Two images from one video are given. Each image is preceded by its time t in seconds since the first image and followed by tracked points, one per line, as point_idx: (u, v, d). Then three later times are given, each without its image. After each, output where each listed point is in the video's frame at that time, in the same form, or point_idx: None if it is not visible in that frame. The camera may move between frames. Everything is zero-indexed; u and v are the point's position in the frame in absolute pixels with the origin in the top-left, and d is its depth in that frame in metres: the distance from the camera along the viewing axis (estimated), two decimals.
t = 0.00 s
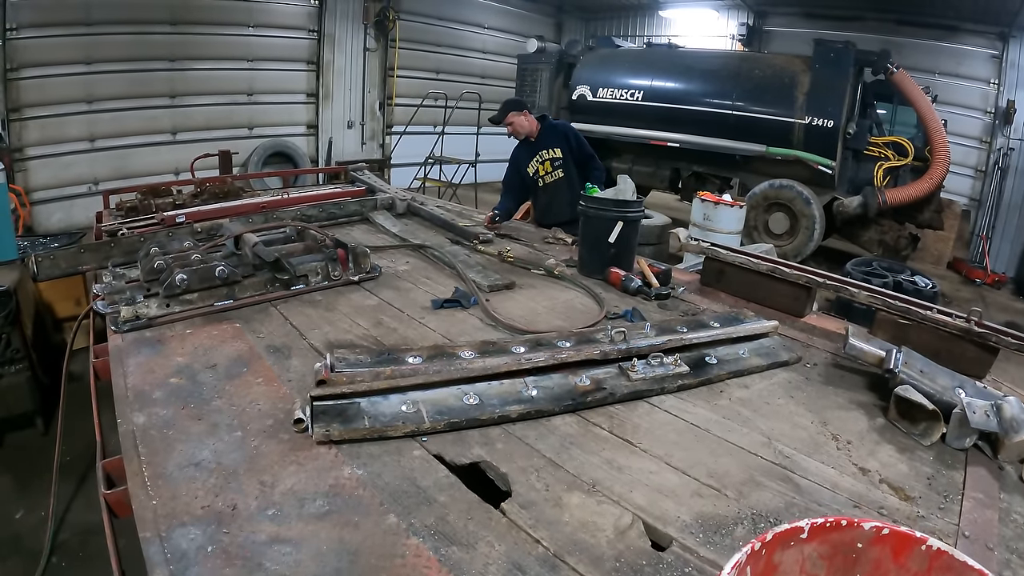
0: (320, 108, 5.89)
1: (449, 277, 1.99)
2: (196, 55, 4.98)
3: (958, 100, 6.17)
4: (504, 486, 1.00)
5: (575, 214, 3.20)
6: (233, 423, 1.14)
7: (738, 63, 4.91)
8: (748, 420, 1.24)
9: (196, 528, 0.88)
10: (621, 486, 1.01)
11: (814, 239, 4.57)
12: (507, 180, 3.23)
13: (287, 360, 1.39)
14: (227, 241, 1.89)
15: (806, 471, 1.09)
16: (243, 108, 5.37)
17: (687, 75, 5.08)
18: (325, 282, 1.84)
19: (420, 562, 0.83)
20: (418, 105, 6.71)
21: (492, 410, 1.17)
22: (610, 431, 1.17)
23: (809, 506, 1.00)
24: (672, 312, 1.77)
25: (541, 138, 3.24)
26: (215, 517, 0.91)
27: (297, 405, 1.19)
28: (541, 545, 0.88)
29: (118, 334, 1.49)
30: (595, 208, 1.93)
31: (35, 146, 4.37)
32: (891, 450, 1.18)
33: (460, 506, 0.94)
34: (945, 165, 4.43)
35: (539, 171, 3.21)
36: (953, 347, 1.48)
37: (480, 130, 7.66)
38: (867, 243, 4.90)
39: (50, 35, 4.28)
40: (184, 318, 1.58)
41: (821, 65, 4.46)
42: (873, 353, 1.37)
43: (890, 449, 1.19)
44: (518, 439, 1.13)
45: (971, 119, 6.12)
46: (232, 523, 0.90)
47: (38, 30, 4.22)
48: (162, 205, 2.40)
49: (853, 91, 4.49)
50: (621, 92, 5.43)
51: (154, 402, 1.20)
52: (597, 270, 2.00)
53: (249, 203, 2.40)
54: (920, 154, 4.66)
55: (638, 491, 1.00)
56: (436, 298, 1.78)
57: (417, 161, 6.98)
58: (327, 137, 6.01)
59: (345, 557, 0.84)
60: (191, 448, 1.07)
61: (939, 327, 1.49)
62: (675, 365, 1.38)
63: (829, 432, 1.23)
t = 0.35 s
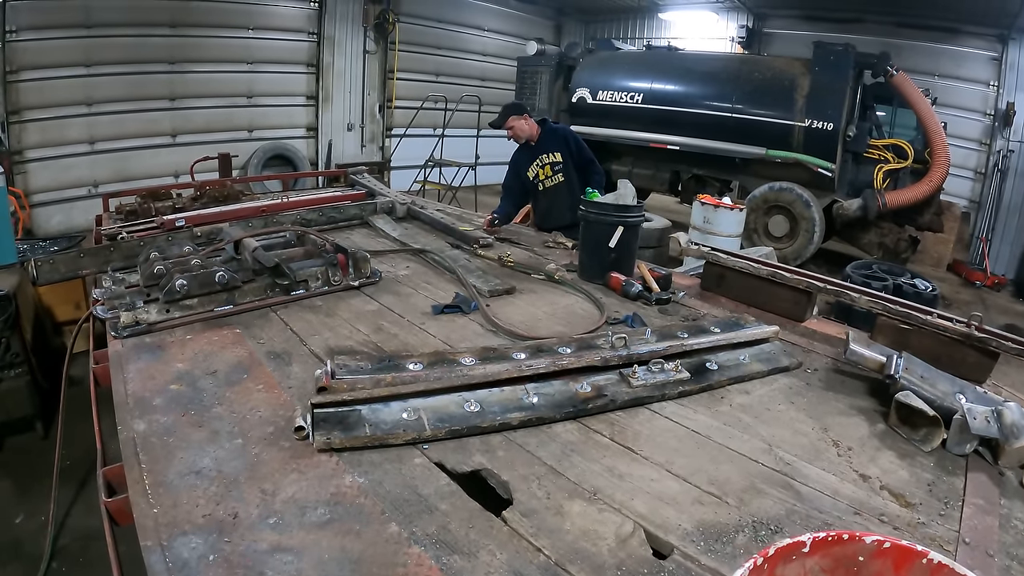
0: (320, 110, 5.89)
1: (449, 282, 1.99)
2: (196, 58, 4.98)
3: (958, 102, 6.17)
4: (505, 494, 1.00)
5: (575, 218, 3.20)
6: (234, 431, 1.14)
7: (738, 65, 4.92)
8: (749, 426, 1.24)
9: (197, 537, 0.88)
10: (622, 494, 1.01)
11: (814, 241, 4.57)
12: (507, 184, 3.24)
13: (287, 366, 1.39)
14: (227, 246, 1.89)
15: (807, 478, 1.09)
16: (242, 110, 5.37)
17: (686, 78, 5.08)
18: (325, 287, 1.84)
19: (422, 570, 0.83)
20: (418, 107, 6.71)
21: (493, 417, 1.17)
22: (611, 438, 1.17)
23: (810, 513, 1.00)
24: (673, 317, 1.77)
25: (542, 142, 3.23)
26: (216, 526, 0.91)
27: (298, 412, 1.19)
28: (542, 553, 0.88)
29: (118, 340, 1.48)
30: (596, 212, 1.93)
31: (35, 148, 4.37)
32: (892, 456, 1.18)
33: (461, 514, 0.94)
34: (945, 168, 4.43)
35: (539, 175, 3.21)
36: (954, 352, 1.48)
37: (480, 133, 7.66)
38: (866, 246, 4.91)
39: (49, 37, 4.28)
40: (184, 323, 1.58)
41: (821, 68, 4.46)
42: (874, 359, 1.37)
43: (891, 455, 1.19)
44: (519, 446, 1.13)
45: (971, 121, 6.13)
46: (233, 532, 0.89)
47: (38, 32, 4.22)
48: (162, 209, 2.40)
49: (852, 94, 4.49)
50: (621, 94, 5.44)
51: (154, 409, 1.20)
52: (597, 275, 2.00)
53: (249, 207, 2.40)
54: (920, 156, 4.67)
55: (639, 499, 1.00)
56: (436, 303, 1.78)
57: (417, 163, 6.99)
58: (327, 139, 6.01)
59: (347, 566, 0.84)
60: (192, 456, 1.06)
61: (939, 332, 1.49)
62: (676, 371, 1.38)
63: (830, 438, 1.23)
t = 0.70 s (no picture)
0: (319, 112, 5.90)
1: (448, 284, 2.00)
2: (195, 60, 4.99)
3: (956, 103, 6.19)
4: (503, 493, 1.01)
5: (574, 220, 3.22)
6: (234, 431, 1.14)
7: (736, 67, 4.93)
8: (746, 426, 1.25)
9: (199, 537, 0.89)
10: (620, 494, 1.02)
11: (812, 242, 4.58)
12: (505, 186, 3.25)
13: (287, 368, 1.40)
14: (226, 248, 1.90)
15: (803, 478, 1.10)
16: (241, 112, 5.38)
17: (685, 80, 5.10)
18: (324, 289, 1.84)
19: (421, 569, 0.84)
20: (416, 110, 6.72)
21: (491, 417, 1.18)
22: (609, 438, 1.18)
23: (807, 513, 1.01)
24: (670, 319, 1.78)
25: (540, 144, 3.24)
26: (217, 525, 0.91)
27: (298, 413, 1.20)
28: (541, 552, 0.88)
29: (119, 341, 1.49)
30: (594, 214, 1.94)
31: (34, 150, 4.38)
32: (888, 456, 1.19)
33: (460, 514, 0.95)
34: (942, 169, 4.45)
35: (538, 176, 3.22)
36: (951, 353, 1.49)
37: (479, 135, 7.68)
38: (864, 247, 4.93)
39: (48, 39, 4.29)
40: (184, 325, 1.58)
41: (819, 69, 4.48)
42: (871, 360, 1.38)
43: (887, 455, 1.20)
44: (517, 446, 1.13)
45: (969, 123, 6.15)
46: (234, 531, 0.90)
47: (37, 34, 4.23)
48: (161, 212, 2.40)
49: (850, 95, 4.51)
50: (619, 96, 5.45)
51: (154, 410, 1.20)
52: (595, 276, 2.01)
53: (248, 209, 2.40)
54: (917, 157, 4.68)
55: (637, 499, 1.01)
56: (435, 305, 1.78)
57: (416, 166, 7.01)
58: (326, 141, 6.03)
59: (347, 565, 0.85)
60: (193, 456, 1.07)
61: (936, 333, 1.50)
62: (673, 372, 1.39)
63: (826, 438, 1.24)
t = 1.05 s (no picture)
0: (317, 114, 5.91)
1: (445, 285, 2.00)
2: (193, 61, 5.00)
3: (953, 104, 6.21)
4: (500, 494, 1.01)
5: (571, 222, 3.22)
6: (231, 432, 1.15)
7: (734, 68, 4.95)
8: (742, 427, 1.25)
9: (196, 537, 0.89)
10: (615, 494, 1.02)
11: (810, 243, 4.58)
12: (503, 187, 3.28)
13: (285, 369, 1.40)
14: (224, 250, 1.90)
15: (799, 478, 1.10)
16: (239, 114, 5.39)
17: (682, 82, 5.11)
18: (322, 290, 1.85)
19: (417, 569, 0.84)
20: (414, 111, 6.73)
21: (488, 418, 1.18)
22: (605, 439, 1.18)
23: (802, 513, 1.01)
24: (667, 320, 1.78)
25: (539, 145, 3.25)
26: (214, 526, 0.91)
27: (294, 414, 1.20)
28: (536, 552, 0.89)
29: (116, 342, 1.49)
30: (591, 216, 1.94)
31: (32, 152, 4.39)
32: (884, 457, 1.20)
33: (456, 514, 0.95)
34: (940, 170, 4.46)
35: (535, 178, 3.24)
36: (947, 353, 1.49)
37: (477, 137, 7.69)
38: (862, 249, 4.93)
39: (47, 41, 4.29)
40: (181, 326, 1.59)
41: (816, 71, 4.50)
42: (867, 360, 1.38)
43: (883, 455, 1.20)
44: (514, 447, 1.14)
45: (966, 123, 6.16)
46: (231, 532, 0.90)
47: (35, 36, 4.23)
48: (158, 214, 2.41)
49: (847, 96, 4.52)
50: (617, 98, 5.46)
51: (152, 411, 1.21)
52: (592, 278, 2.02)
53: (246, 211, 2.41)
54: (915, 159, 4.70)
55: (633, 499, 1.01)
56: (432, 307, 1.79)
57: (414, 168, 7.01)
58: (324, 143, 6.03)
59: (343, 565, 0.85)
60: (190, 457, 1.07)
61: (932, 333, 1.50)
62: (669, 373, 1.39)
63: (822, 439, 1.24)
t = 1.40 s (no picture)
0: (316, 116, 5.91)
1: (444, 287, 2.00)
2: (192, 63, 5.00)
3: (952, 105, 6.22)
4: (498, 496, 1.01)
5: (569, 223, 3.22)
6: (230, 435, 1.14)
7: (733, 70, 4.96)
8: (741, 429, 1.25)
9: (194, 539, 0.89)
10: (614, 496, 1.02)
11: (810, 244, 4.59)
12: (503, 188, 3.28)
13: (283, 371, 1.40)
14: (223, 251, 1.90)
15: (798, 480, 1.10)
16: (238, 116, 5.38)
17: (681, 83, 5.11)
18: (320, 292, 1.85)
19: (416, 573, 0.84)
20: (413, 113, 6.73)
21: (486, 420, 1.18)
22: (604, 441, 1.18)
23: (800, 514, 1.01)
24: (666, 322, 1.78)
25: (538, 147, 3.24)
26: (213, 528, 0.91)
27: (293, 416, 1.20)
28: (535, 555, 0.88)
29: (115, 344, 1.49)
30: (590, 217, 1.94)
31: (31, 153, 4.38)
32: (883, 458, 1.19)
33: (455, 516, 0.95)
34: (939, 171, 4.46)
35: (534, 179, 3.24)
36: (946, 354, 1.49)
37: (476, 138, 7.69)
38: (861, 250, 4.94)
39: (46, 42, 4.29)
40: (180, 328, 1.58)
41: (815, 72, 4.51)
42: (866, 362, 1.38)
43: (882, 457, 1.20)
44: (512, 449, 1.14)
45: (965, 124, 6.17)
46: (229, 534, 0.90)
47: (35, 37, 4.23)
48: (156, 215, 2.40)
49: (846, 98, 4.52)
50: (616, 99, 5.46)
51: (150, 413, 1.20)
52: (591, 279, 2.02)
53: (244, 212, 2.40)
54: (913, 160, 4.70)
55: (632, 501, 1.01)
56: (431, 309, 1.79)
57: (412, 169, 7.01)
58: (323, 145, 6.03)
59: (342, 567, 0.85)
60: (188, 459, 1.07)
61: (931, 335, 1.50)
62: (668, 375, 1.39)
63: (821, 440, 1.24)
